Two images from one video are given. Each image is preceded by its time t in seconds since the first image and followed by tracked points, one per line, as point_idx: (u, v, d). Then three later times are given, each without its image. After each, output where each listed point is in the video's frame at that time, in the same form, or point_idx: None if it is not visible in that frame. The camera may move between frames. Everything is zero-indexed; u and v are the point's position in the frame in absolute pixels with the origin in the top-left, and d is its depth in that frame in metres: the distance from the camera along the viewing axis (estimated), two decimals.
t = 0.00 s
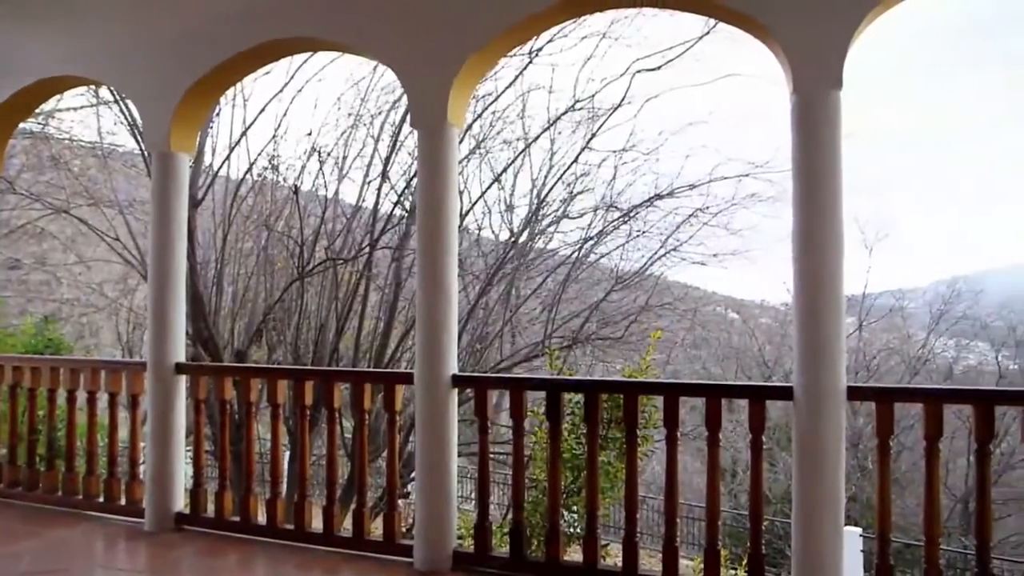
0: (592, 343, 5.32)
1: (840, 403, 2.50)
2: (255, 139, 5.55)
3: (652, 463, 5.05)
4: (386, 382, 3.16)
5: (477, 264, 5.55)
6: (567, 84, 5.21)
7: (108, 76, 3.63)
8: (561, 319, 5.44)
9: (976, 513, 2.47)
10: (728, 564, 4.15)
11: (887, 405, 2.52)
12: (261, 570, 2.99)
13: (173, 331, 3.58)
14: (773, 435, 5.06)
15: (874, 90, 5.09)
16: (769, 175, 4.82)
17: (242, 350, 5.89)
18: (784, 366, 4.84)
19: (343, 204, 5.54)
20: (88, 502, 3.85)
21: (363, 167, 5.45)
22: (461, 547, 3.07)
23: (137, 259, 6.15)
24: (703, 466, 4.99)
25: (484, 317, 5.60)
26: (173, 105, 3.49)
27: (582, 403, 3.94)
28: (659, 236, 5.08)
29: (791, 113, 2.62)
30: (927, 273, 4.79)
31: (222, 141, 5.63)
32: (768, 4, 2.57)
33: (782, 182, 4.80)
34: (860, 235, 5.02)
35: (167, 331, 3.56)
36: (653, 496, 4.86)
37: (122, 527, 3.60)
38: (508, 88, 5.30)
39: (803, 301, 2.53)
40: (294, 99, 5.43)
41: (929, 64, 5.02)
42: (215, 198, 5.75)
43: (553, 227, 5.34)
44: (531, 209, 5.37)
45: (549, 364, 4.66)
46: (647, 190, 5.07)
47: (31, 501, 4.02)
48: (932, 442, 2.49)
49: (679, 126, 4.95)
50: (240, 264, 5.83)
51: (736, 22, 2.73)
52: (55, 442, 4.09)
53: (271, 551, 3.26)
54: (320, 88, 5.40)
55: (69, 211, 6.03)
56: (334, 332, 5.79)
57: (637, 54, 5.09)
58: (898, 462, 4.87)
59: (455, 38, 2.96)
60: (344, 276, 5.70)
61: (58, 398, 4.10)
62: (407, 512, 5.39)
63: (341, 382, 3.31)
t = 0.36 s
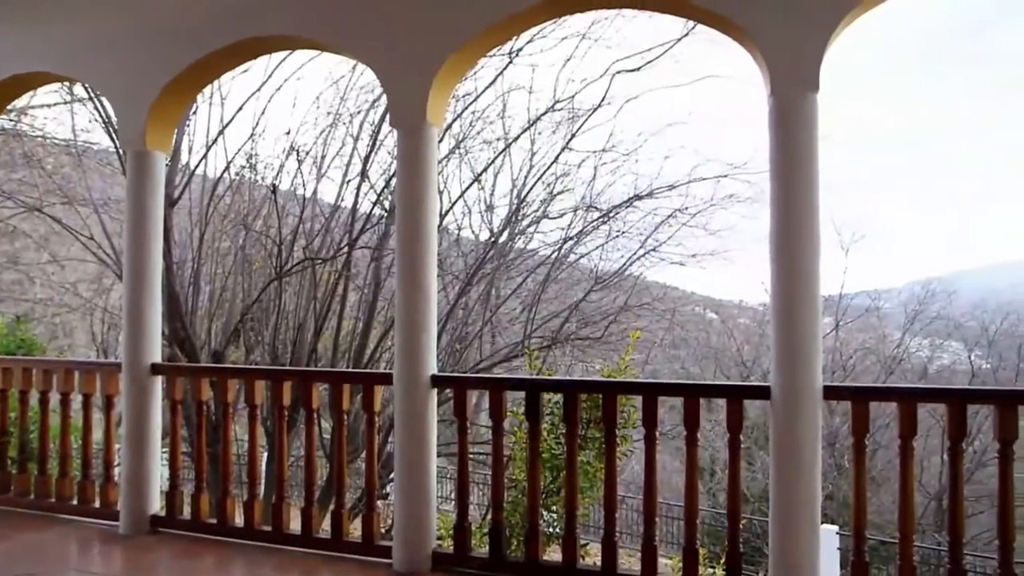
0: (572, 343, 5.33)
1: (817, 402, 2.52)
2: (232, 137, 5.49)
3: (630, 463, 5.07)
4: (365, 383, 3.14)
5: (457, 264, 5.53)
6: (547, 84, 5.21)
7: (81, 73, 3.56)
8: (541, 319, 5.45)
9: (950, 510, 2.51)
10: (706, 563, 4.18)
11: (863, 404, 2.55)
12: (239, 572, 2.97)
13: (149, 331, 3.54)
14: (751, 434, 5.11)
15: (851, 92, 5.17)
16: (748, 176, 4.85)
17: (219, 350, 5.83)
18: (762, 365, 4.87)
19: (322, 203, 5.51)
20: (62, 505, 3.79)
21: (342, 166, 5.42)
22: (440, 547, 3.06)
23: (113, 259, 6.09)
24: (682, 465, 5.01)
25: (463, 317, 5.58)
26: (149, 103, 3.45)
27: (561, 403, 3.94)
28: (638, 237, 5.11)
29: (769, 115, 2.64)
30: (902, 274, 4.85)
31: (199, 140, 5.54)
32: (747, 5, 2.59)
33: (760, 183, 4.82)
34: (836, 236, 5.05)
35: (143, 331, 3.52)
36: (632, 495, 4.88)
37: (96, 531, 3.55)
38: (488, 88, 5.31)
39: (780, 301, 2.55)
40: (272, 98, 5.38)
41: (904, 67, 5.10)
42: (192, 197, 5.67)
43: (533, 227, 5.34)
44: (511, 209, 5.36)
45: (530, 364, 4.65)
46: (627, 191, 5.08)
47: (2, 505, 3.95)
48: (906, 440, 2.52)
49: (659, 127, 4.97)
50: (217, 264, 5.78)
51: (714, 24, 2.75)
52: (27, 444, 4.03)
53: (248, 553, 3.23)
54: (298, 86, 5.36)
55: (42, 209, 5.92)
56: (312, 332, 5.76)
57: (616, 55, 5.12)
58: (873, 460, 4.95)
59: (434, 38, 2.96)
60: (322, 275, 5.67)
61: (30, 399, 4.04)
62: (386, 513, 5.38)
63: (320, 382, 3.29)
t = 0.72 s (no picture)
0: (551, 344, 5.35)
1: (792, 401, 2.55)
2: (208, 136, 5.43)
3: (609, 462, 5.09)
4: (343, 383, 3.13)
5: (435, 264, 5.51)
6: (526, 84, 5.21)
7: (54, 69, 3.51)
8: (520, 319, 5.47)
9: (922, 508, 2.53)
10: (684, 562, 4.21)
11: (838, 404, 2.57)
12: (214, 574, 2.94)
13: (123, 331, 3.49)
14: (728, 434, 5.15)
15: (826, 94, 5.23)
16: (725, 177, 4.88)
17: (195, 351, 5.77)
18: (739, 365, 4.90)
19: (299, 202, 5.48)
20: (34, 508, 3.73)
21: (320, 165, 5.39)
22: (419, 548, 3.05)
23: (86, 258, 5.98)
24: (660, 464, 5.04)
25: (442, 317, 5.59)
26: (123, 101, 3.41)
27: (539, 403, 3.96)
28: (616, 237, 5.12)
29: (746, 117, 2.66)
30: (877, 274, 4.91)
31: (174, 138, 5.48)
32: (724, 8, 2.61)
33: (737, 184, 4.85)
34: (813, 237, 5.13)
35: (116, 332, 3.48)
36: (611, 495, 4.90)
37: (69, 534, 3.50)
38: (467, 87, 5.30)
39: (757, 301, 2.58)
40: (249, 96, 5.33)
41: (877, 71, 5.20)
42: (167, 196, 5.61)
43: (512, 227, 5.34)
44: (490, 210, 5.36)
45: (508, 365, 4.65)
46: (605, 192, 5.10)
47: None
48: (880, 439, 2.55)
49: (637, 128, 4.99)
50: (193, 264, 5.72)
51: (692, 26, 2.77)
52: None
53: (224, 555, 3.20)
54: (276, 84, 5.32)
55: (12, 207, 5.84)
56: (289, 333, 5.73)
57: (595, 56, 5.12)
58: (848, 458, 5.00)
59: (412, 37, 2.95)
60: (300, 275, 5.64)
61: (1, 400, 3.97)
62: (364, 514, 5.35)
63: (297, 383, 3.26)
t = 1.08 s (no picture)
0: (529, 344, 5.36)
1: (768, 401, 2.57)
2: (183, 134, 5.34)
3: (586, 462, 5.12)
4: (319, 384, 3.10)
5: (414, 264, 5.50)
6: (504, 85, 5.20)
7: (23, 65, 3.45)
8: (498, 319, 5.47)
9: (896, 506, 2.56)
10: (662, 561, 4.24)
11: (813, 403, 2.60)
12: None
13: (96, 332, 3.44)
14: (705, 433, 5.20)
15: (802, 96, 5.26)
16: (701, 178, 4.94)
17: (170, 351, 5.70)
18: (715, 365, 5.02)
19: (276, 202, 5.45)
20: (3, 512, 3.67)
21: (297, 164, 5.37)
22: (396, 550, 3.04)
23: (58, 257, 5.89)
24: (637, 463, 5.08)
25: (419, 317, 5.56)
26: (96, 98, 3.36)
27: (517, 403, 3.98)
28: (594, 238, 5.14)
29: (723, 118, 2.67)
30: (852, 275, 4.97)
31: (148, 137, 5.38)
32: (703, 11, 2.62)
33: (714, 185, 4.91)
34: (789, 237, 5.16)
35: (89, 332, 3.42)
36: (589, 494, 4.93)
37: (39, 538, 3.45)
38: (445, 87, 5.24)
39: (734, 302, 2.59)
40: (225, 95, 5.26)
41: (855, 74, 5.21)
42: (141, 194, 5.53)
43: (490, 227, 5.34)
44: (468, 210, 5.34)
45: (486, 365, 4.65)
46: (583, 193, 5.11)
47: None
48: (854, 437, 2.57)
49: (614, 130, 5.02)
50: (167, 263, 5.64)
51: (671, 28, 2.77)
52: None
53: (199, 558, 3.17)
54: (252, 83, 5.26)
55: None
56: (266, 333, 5.70)
57: (574, 56, 5.13)
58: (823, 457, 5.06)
59: (391, 37, 2.93)
60: (276, 275, 5.61)
61: None
62: (341, 515, 5.34)
63: (273, 384, 3.23)
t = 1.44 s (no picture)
0: (507, 345, 5.36)
1: (744, 400, 2.59)
2: (158, 132, 5.26)
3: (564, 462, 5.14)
4: (296, 386, 3.08)
5: (392, 264, 5.46)
6: (483, 85, 5.18)
7: None
8: (476, 319, 5.48)
9: (868, 503, 2.59)
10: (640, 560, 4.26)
11: (788, 403, 2.62)
12: None
13: (67, 333, 3.39)
14: (682, 433, 5.24)
15: (778, 100, 5.32)
16: (679, 179, 4.98)
17: (143, 352, 5.64)
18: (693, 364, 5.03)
19: (252, 202, 5.40)
20: None
21: (273, 164, 5.32)
22: (373, 551, 3.02)
23: (29, 256, 5.81)
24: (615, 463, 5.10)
25: (397, 317, 5.55)
26: (68, 96, 3.31)
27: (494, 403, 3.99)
28: (572, 238, 5.15)
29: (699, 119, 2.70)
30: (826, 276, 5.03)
31: (121, 135, 5.31)
32: (681, 14, 2.63)
33: (691, 186, 4.96)
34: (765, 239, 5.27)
35: (61, 332, 3.37)
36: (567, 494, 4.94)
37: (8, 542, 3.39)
38: (424, 86, 5.25)
39: (711, 303, 2.61)
40: (201, 93, 5.19)
41: (827, 76, 5.29)
42: (115, 193, 5.45)
43: (468, 227, 5.33)
44: (446, 210, 5.33)
45: (464, 366, 4.65)
46: (561, 193, 5.12)
47: None
48: (829, 436, 2.59)
49: (592, 130, 5.01)
50: (142, 263, 5.57)
51: (649, 30, 2.78)
52: None
53: (173, 561, 3.14)
54: (228, 81, 5.20)
55: None
56: (242, 333, 5.66)
57: (553, 57, 5.12)
58: (798, 456, 5.15)
59: (368, 36, 2.92)
60: (253, 275, 5.57)
61: None
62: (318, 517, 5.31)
63: (249, 385, 3.20)
